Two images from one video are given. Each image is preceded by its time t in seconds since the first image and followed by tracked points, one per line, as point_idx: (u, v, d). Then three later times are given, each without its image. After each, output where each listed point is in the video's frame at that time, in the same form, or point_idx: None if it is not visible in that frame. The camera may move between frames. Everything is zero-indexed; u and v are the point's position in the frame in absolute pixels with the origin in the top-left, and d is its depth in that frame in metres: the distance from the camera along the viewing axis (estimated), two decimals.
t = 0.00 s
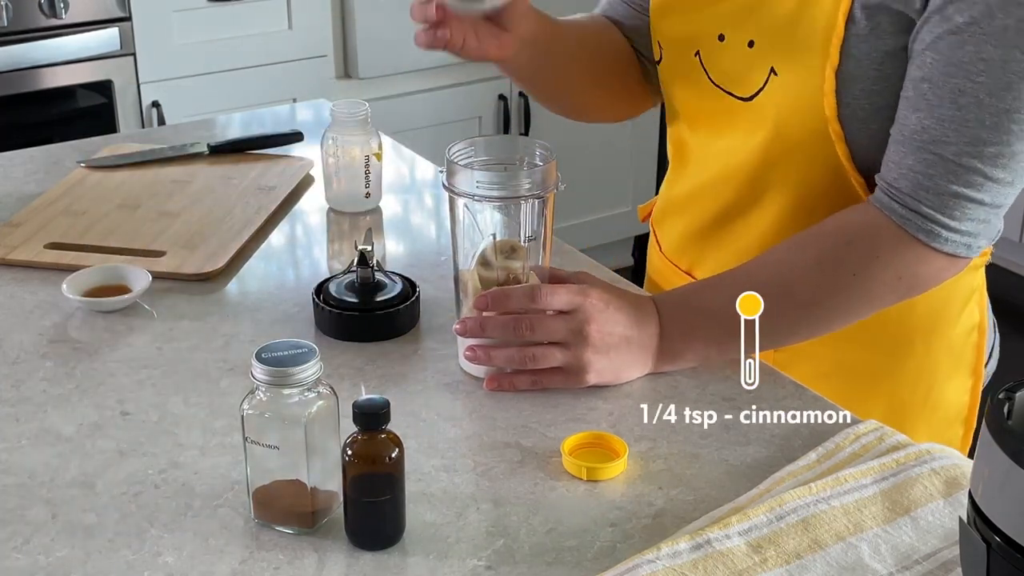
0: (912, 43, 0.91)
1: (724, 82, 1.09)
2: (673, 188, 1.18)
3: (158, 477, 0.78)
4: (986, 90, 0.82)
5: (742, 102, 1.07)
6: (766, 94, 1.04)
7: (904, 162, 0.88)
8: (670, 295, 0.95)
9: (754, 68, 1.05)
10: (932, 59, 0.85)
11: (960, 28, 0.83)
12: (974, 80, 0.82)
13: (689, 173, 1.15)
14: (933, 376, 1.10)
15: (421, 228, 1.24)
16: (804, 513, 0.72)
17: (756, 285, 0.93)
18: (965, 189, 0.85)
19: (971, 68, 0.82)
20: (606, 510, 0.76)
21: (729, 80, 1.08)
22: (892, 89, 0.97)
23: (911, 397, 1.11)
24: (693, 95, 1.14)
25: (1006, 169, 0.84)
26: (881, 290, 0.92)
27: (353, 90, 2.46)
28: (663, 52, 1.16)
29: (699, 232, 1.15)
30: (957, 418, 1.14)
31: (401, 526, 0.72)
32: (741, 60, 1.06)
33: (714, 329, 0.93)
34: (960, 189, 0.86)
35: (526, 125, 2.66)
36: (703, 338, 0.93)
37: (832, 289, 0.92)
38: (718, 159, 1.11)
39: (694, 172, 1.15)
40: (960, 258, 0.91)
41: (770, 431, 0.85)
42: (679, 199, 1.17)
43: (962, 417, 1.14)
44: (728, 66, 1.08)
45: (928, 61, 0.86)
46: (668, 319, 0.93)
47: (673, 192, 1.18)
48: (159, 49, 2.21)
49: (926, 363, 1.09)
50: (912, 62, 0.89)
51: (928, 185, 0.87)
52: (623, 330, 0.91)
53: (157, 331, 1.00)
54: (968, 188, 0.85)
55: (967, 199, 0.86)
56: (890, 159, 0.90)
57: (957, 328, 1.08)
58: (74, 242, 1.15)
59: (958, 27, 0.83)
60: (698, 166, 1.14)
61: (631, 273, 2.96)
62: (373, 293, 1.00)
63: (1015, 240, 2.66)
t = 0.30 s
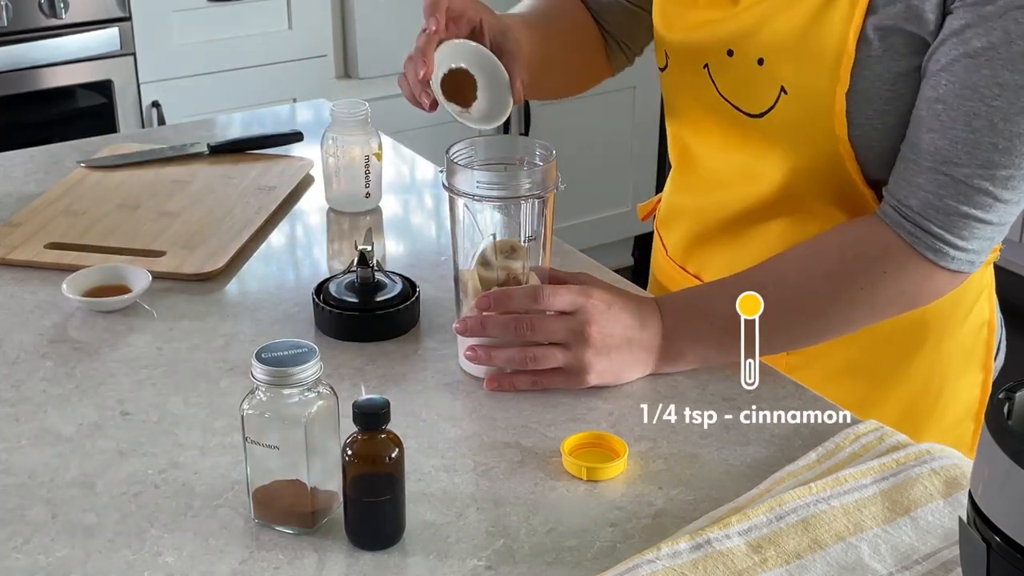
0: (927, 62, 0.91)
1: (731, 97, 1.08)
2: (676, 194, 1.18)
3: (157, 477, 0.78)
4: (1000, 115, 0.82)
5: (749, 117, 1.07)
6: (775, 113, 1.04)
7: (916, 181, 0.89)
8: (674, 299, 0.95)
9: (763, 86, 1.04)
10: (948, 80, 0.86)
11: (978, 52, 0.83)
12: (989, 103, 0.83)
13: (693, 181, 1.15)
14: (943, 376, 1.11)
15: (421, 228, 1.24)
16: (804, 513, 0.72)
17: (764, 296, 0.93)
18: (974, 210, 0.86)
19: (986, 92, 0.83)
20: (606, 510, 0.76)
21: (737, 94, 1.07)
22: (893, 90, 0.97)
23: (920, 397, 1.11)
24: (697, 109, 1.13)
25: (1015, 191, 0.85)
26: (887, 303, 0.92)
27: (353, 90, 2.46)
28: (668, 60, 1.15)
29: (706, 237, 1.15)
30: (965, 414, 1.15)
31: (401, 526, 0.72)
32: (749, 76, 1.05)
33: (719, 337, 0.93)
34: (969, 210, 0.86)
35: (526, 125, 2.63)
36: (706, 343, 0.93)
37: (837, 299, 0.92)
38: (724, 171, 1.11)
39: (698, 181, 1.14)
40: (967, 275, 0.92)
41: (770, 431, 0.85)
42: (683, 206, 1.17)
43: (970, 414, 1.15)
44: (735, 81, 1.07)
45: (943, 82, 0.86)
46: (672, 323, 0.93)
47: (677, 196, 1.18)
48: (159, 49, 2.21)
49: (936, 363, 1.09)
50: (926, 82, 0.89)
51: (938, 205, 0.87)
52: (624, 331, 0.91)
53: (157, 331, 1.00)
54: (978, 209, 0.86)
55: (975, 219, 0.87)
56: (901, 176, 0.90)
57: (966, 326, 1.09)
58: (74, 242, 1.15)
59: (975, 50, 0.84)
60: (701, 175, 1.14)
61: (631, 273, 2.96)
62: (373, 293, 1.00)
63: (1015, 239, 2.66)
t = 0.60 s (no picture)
0: (932, 75, 0.92)
1: (735, 104, 1.08)
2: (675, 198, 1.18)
3: (158, 477, 0.78)
4: (1006, 131, 0.83)
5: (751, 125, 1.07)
6: (779, 123, 1.04)
7: (919, 194, 0.90)
8: (674, 301, 0.95)
9: (766, 93, 1.04)
10: (955, 95, 0.86)
11: (986, 68, 0.84)
12: (995, 120, 0.84)
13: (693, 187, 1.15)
14: (944, 377, 1.10)
15: (421, 228, 1.24)
16: (804, 513, 0.72)
17: (766, 302, 0.94)
18: (978, 224, 0.87)
19: (993, 108, 0.84)
20: (606, 510, 0.76)
21: (741, 102, 1.07)
22: (895, 92, 0.97)
23: (922, 398, 1.11)
24: (700, 116, 1.13)
25: (1018, 206, 0.86)
26: (887, 311, 0.94)
27: (353, 90, 2.46)
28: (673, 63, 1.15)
29: (706, 241, 1.15)
30: (967, 415, 1.15)
31: (401, 526, 0.72)
32: (753, 84, 1.05)
33: (720, 340, 0.93)
34: (973, 225, 0.88)
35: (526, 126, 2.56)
36: (706, 346, 0.93)
37: (839, 307, 0.94)
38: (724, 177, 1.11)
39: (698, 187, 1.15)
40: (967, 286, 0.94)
41: (770, 431, 0.85)
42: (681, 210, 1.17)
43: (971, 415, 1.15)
44: (739, 88, 1.07)
45: (950, 96, 0.87)
46: (672, 325, 0.93)
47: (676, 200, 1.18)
48: (159, 48, 2.21)
49: (937, 364, 1.09)
50: (931, 95, 0.90)
51: (942, 219, 0.89)
52: (625, 331, 0.91)
53: (157, 331, 1.00)
54: (981, 223, 0.87)
55: (978, 234, 0.88)
56: (904, 188, 0.91)
57: (967, 328, 1.09)
58: (74, 242, 1.15)
59: (984, 66, 0.84)
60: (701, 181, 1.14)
61: (631, 273, 2.96)
62: (374, 293, 1.00)
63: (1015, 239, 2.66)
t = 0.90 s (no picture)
0: (937, 82, 0.92)
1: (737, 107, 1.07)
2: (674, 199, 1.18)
3: (158, 477, 0.78)
4: (1010, 139, 0.83)
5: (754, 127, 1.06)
6: (782, 127, 1.04)
7: (922, 201, 0.90)
8: (674, 302, 0.95)
9: (770, 97, 1.04)
10: (959, 102, 0.87)
11: (992, 76, 0.85)
12: (1000, 127, 0.84)
13: (693, 189, 1.15)
14: (945, 378, 1.10)
15: (421, 228, 1.24)
16: (804, 513, 0.72)
17: (768, 305, 0.94)
18: (981, 232, 0.88)
19: (998, 116, 0.84)
20: (606, 510, 0.76)
21: (743, 104, 1.06)
22: (897, 94, 0.97)
23: (923, 399, 1.11)
24: (701, 118, 1.12)
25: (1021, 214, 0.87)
26: (888, 316, 0.94)
27: (352, 90, 2.46)
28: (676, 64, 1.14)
29: (706, 243, 1.15)
30: (966, 415, 1.15)
31: (401, 526, 0.72)
32: (756, 87, 1.05)
33: (721, 343, 0.93)
34: (975, 232, 0.88)
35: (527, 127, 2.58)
36: (707, 348, 0.93)
37: (840, 310, 0.94)
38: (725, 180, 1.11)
39: (699, 188, 1.14)
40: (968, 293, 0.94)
41: (770, 431, 0.85)
42: (681, 211, 1.17)
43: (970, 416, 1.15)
44: (742, 91, 1.06)
45: (955, 103, 0.87)
46: (673, 326, 0.93)
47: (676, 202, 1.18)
48: (159, 48, 2.21)
49: (937, 366, 1.09)
50: (935, 102, 0.90)
51: (945, 226, 0.89)
52: (625, 331, 0.91)
53: (157, 331, 1.00)
54: (983, 231, 0.87)
55: (981, 241, 0.88)
56: (908, 195, 0.91)
57: (967, 329, 1.09)
58: (74, 242, 1.15)
59: (989, 74, 0.85)
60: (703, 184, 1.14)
61: (631, 273, 2.96)
62: (374, 293, 1.00)
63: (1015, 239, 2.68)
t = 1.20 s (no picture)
0: (936, 84, 0.92)
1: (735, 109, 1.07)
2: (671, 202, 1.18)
3: (158, 477, 0.78)
4: (1012, 142, 0.84)
5: (753, 128, 1.06)
6: (781, 127, 1.04)
7: (924, 204, 0.90)
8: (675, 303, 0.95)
9: (768, 97, 1.04)
10: (960, 105, 0.87)
11: (993, 79, 0.85)
12: (1001, 130, 0.84)
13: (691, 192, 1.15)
14: (947, 379, 1.11)
15: (421, 228, 1.24)
16: (804, 513, 0.72)
17: (770, 308, 0.94)
18: (983, 234, 0.88)
19: (999, 118, 0.84)
20: (606, 510, 0.76)
21: (743, 105, 1.06)
22: (897, 95, 0.97)
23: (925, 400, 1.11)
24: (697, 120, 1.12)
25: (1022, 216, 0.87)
26: (890, 319, 0.94)
27: (352, 90, 2.47)
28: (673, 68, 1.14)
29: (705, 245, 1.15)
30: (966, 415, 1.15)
31: (401, 526, 0.72)
32: (755, 88, 1.04)
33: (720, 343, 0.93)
34: (978, 235, 0.88)
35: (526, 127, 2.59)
36: (706, 349, 0.92)
37: (842, 312, 0.94)
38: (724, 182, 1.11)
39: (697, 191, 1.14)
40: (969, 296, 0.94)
41: (770, 431, 0.85)
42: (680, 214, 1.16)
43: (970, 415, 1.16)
44: (740, 92, 1.06)
45: (956, 106, 0.87)
46: (673, 327, 0.93)
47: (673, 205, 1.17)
48: (159, 48, 2.21)
49: (939, 367, 1.09)
50: (934, 104, 0.90)
51: (947, 229, 0.89)
52: (625, 332, 0.91)
53: (157, 331, 1.00)
54: (985, 234, 0.88)
55: (982, 243, 0.89)
56: (908, 198, 0.91)
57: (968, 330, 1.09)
58: (74, 242, 1.15)
59: (990, 76, 0.85)
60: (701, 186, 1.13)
61: (631, 273, 2.96)
62: (374, 293, 1.00)
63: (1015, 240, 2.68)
